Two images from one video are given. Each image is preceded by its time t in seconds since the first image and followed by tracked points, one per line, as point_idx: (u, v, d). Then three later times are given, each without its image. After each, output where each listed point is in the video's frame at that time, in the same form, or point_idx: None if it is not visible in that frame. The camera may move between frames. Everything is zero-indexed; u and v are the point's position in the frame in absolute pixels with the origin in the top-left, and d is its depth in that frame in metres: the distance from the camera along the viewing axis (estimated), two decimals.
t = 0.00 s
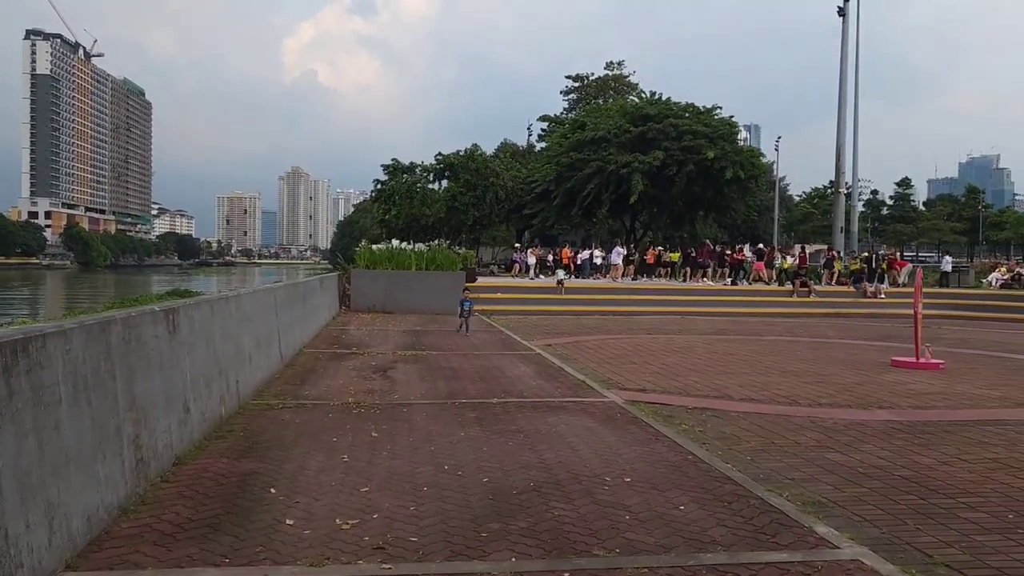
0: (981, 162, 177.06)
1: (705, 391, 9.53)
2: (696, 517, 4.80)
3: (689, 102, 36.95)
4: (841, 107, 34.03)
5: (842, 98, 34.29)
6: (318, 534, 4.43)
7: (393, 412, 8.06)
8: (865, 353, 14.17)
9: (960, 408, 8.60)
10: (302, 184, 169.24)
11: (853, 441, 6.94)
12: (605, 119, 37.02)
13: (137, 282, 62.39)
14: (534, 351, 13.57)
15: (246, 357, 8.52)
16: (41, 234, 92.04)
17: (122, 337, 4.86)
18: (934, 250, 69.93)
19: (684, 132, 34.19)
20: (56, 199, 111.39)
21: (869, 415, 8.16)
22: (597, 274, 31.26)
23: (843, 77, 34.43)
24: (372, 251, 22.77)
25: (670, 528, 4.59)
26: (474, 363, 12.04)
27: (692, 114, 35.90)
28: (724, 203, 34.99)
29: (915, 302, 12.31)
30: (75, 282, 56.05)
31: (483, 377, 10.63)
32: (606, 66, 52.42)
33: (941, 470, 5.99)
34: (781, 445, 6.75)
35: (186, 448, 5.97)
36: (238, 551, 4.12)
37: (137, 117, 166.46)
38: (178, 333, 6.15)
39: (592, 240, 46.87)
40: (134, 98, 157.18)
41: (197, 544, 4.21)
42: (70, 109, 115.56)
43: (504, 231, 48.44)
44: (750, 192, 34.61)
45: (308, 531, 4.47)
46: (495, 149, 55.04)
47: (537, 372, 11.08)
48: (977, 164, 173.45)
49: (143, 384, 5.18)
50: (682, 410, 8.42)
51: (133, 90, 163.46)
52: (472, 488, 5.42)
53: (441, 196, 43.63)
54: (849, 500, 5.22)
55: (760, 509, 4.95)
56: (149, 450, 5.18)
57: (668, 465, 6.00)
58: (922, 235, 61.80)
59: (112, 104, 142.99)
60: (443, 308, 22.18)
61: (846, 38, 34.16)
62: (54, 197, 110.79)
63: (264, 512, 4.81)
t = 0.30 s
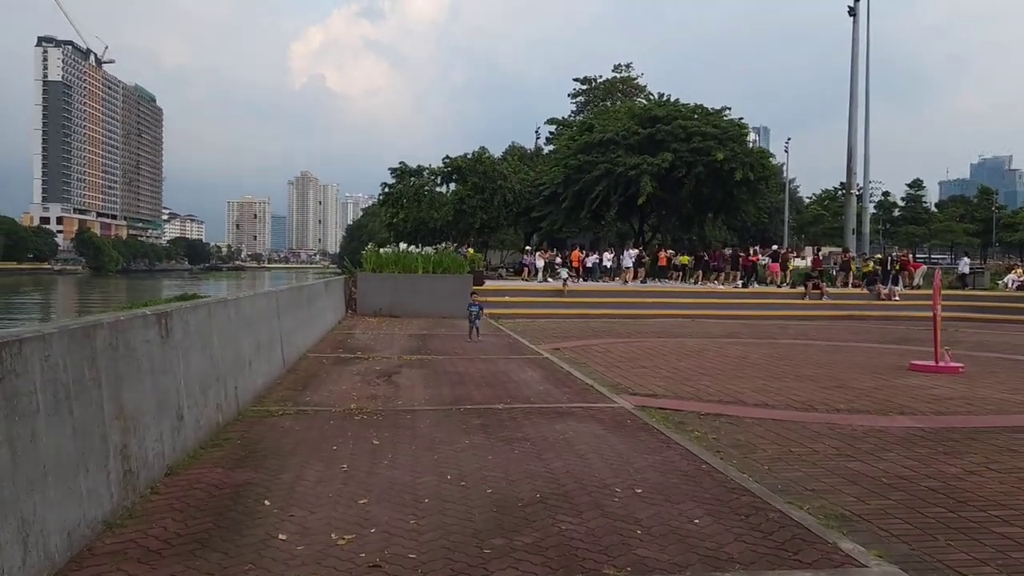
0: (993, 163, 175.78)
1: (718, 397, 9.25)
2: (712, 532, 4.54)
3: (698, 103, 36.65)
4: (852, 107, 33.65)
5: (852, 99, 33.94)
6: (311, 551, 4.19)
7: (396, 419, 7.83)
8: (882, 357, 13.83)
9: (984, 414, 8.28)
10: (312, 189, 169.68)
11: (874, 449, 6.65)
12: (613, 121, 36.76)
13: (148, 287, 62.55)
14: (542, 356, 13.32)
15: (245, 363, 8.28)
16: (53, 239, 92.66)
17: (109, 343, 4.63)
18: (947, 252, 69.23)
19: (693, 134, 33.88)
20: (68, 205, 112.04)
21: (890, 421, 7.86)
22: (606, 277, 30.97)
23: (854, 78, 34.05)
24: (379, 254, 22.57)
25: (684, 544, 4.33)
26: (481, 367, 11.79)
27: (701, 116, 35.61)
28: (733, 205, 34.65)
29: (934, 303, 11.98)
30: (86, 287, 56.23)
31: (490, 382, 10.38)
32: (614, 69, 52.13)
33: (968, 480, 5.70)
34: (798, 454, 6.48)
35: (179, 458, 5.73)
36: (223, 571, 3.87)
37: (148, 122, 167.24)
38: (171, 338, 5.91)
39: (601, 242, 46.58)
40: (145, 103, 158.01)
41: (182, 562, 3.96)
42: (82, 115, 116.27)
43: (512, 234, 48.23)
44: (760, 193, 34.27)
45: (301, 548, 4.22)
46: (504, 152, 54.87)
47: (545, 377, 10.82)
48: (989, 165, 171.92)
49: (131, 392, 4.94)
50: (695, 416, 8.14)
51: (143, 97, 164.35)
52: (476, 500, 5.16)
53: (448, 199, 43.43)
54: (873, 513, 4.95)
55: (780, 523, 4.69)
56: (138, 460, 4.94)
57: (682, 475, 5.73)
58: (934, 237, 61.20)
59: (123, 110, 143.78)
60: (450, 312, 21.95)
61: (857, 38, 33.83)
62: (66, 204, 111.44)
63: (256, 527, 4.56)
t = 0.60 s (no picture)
0: (1004, 169, 174.77)
1: (730, 411, 8.97)
2: (728, 562, 4.29)
3: (707, 110, 36.42)
4: (862, 114, 33.35)
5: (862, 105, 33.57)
6: None
7: (397, 435, 7.60)
8: (897, 368, 13.51)
9: (1007, 430, 7.98)
10: (320, 197, 170.03)
11: (896, 470, 6.36)
12: (621, 128, 36.54)
13: (157, 295, 62.59)
14: (550, 367, 13.06)
15: (243, 377, 8.07)
16: (64, 248, 93.16)
17: (93, 362, 4.41)
18: (958, 259, 68.61)
19: (701, 140, 33.62)
20: (78, 214, 112.57)
21: (910, 438, 7.58)
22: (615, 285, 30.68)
23: (865, 84, 33.74)
24: (385, 263, 22.37)
25: None
26: (486, 379, 11.54)
27: (709, 123, 35.35)
28: (742, 212, 34.34)
29: (953, 313, 11.66)
30: (95, 295, 56.29)
31: (495, 395, 10.12)
32: (622, 76, 51.94)
33: (998, 505, 5.41)
34: (815, 474, 6.21)
35: (170, 480, 5.51)
36: None
37: (158, 131, 168.20)
38: (164, 354, 5.70)
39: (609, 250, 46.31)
40: (154, 112, 158.83)
41: None
42: (92, 124, 116.92)
43: (520, 242, 48.00)
44: (770, 200, 33.94)
45: None
46: (511, 160, 54.68)
47: (552, 390, 10.56)
48: (999, 172, 171.05)
49: (117, 413, 4.71)
50: (706, 432, 7.88)
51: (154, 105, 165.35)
52: (478, 525, 4.91)
53: (456, 207, 43.27)
54: (900, 541, 4.67)
55: (799, 553, 4.42)
56: (124, 484, 4.71)
57: (695, 498, 5.47)
58: (945, 244, 60.65)
59: (133, 118, 144.58)
60: (456, 321, 21.72)
61: (867, 43, 33.48)
62: (76, 212, 111.90)
63: (244, 557, 4.31)
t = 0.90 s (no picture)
0: (1006, 174, 174.42)
1: (739, 420, 8.72)
2: None
3: (710, 116, 36.22)
4: (866, 119, 33.13)
5: (865, 110, 33.35)
6: None
7: (397, 446, 7.36)
8: (908, 375, 13.24)
9: None
10: (323, 204, 170.13)
11: (916, 482, 6.11)
12: (624, 134, 36.37)
13: (159, 302, 62.52)
14: (553, 375, 12.81)
15: (238, 387, 7.84)
16: (67, 256, 93.23)
17: (73, 373, 4.19)
18: (963, 264, 68.31)
19: (704, 146, 33.41)
20: (82, 221, 112.65)
21: (928, 448, 7.31)
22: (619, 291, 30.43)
23: (868, 88, 33.51)
24: (387, 269, 22.15)
25: None
26: (488, 388, 11.30)
27: (712, 128, 35.17)
28: (746, 218, 34.10)
29: (965, 319, 11.40)
30: (98, 303, 56.19)
31: (497, 404, 9.88)
32: (624, 82, 51.82)
33: None
34: (832, 488, 5.96)
35: (159, 495, 5.28)
36: None
37: (161, 139, 168.69)
38: (152, 364, 5.49)
39: (612, 256, 46.10)
40: (157, 120, 159.17)
41: None
42: (96, 132, 117.13)
43: (523, 248, 47.82)
44: (773, 206, 33.73)
45: None
46: (514, 166, 54.56)
47: (556, 398, 10.31)
48: (1002, 177, 170.87)
49: (100, 426, 4.49)
50: (716, 442, 7.63)
51: (157, 113, 165.82)
52: (479, 543, 4.67)
53: (458, 214, 43.15)
54: (925, 561, 4.42)
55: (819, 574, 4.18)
56: (108, 501, 4.49)
57: (708, 514, 5.22)
58: (949, 249, 60.39)
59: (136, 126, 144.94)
60: (459, 328, 21.47)
61: (870, 48, 33.29)
62: (79, 219, 111.94)
63: None
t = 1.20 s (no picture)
0: (1005, 179, 174.37)
1: (748, 432, 8.46)
2: None
3: (710, 121, 36.04)
4: (866, 124, 32.95)
5: (865, 114, 33.15)
6: None
7: (396, 462, 7.09)
8: (917, 383, 12.99)
9: None
10: (322, 211, 170.02)
11: (938, 500, 5.84)
12: (623, 140, 36.18)
13: (158, 310, 62.20)
14: (555, 384, 12.54)
15: (231, 401, 7.58)
16: (66, 264, 92.94)
17: (49, 390, 3.94)
18: (963, 269, 68.14)
19: (704, 151, 33.20)
20: (81, 229, 112.41)
21: (946, 462, 7.05)
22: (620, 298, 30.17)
23: (869, 93, 33.32)
24: (385, 277, 21.88)
25: None
26: (489, 398, 11.03)
27: (712, 133, 34.98)
28: (747, 224, 33.87)
29: (976, 326, 11.15)
30: (96, 311, 55.84)
31: (499, 416, 9.61)
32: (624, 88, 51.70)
33: None
34: (850, 506, 5.70)
35: (143, 518, 5.02)
36: None
37: (161, 146, 168.69)
38: (138, 378, 5.23)
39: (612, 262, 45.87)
40: (157, 128, 159.07)
41: None
42: (95, 140, 116.99)
43: (523, 255, 47.62)
44: (774, 211, 33.50)
45: None
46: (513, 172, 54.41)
47: (559, 409, 10.05)
48: (1000, 182, 171.06)
49: (78, 447, 4.23)
50: (727, 456, 7.36)
51: (156, 121, 165.79)
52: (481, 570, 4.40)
53: (458, 220, 42.97)
54: None
55: None
56: (86, 527, 4.23)
57: (723, 536, 4.95)
58: (949, 254, 60.21)
59: (135, 134, 144.81)
60: (458, 335, 21.21)
61: (869, 53, 33.13)
62: (78, 227, 111.66)
63: None
